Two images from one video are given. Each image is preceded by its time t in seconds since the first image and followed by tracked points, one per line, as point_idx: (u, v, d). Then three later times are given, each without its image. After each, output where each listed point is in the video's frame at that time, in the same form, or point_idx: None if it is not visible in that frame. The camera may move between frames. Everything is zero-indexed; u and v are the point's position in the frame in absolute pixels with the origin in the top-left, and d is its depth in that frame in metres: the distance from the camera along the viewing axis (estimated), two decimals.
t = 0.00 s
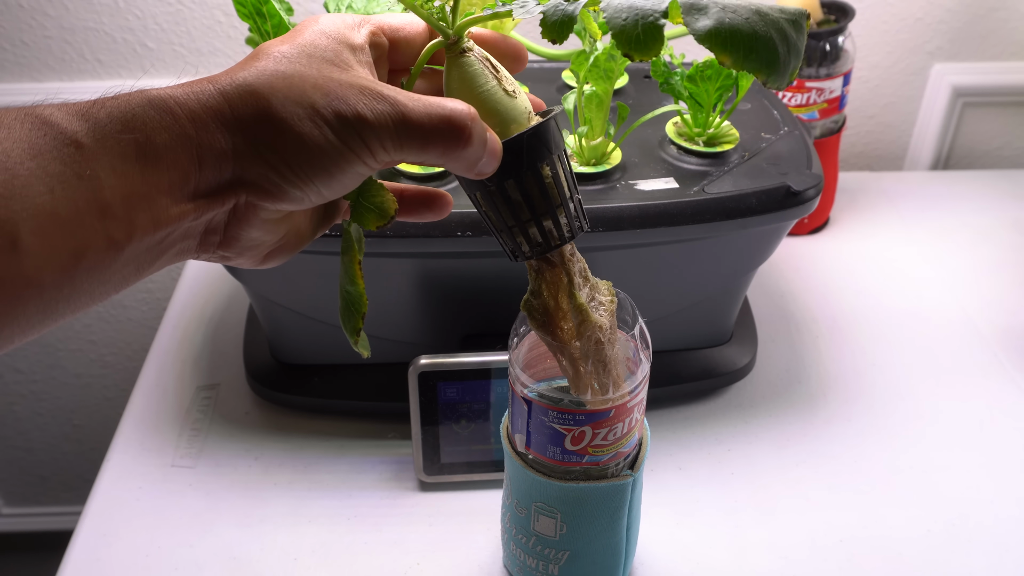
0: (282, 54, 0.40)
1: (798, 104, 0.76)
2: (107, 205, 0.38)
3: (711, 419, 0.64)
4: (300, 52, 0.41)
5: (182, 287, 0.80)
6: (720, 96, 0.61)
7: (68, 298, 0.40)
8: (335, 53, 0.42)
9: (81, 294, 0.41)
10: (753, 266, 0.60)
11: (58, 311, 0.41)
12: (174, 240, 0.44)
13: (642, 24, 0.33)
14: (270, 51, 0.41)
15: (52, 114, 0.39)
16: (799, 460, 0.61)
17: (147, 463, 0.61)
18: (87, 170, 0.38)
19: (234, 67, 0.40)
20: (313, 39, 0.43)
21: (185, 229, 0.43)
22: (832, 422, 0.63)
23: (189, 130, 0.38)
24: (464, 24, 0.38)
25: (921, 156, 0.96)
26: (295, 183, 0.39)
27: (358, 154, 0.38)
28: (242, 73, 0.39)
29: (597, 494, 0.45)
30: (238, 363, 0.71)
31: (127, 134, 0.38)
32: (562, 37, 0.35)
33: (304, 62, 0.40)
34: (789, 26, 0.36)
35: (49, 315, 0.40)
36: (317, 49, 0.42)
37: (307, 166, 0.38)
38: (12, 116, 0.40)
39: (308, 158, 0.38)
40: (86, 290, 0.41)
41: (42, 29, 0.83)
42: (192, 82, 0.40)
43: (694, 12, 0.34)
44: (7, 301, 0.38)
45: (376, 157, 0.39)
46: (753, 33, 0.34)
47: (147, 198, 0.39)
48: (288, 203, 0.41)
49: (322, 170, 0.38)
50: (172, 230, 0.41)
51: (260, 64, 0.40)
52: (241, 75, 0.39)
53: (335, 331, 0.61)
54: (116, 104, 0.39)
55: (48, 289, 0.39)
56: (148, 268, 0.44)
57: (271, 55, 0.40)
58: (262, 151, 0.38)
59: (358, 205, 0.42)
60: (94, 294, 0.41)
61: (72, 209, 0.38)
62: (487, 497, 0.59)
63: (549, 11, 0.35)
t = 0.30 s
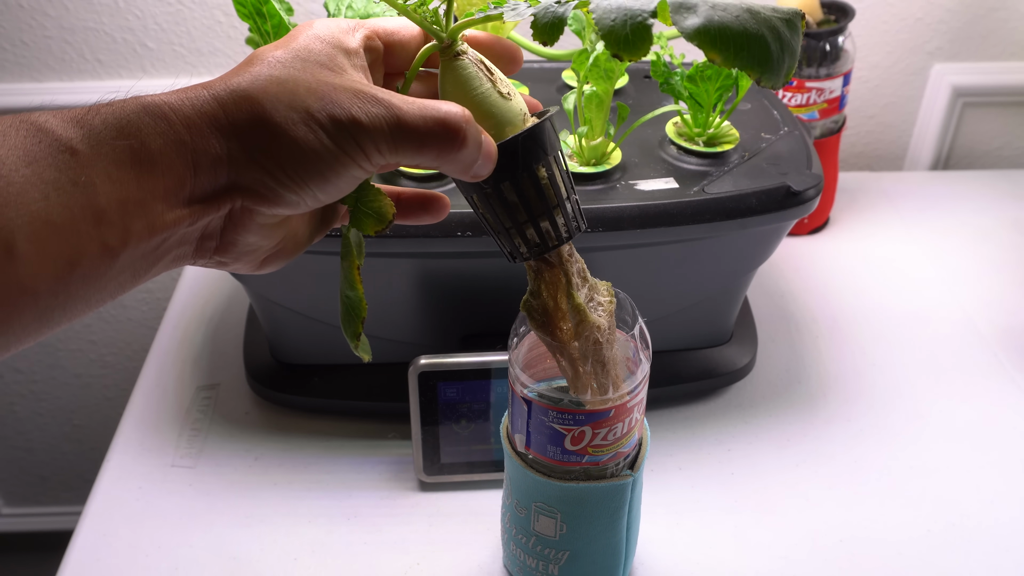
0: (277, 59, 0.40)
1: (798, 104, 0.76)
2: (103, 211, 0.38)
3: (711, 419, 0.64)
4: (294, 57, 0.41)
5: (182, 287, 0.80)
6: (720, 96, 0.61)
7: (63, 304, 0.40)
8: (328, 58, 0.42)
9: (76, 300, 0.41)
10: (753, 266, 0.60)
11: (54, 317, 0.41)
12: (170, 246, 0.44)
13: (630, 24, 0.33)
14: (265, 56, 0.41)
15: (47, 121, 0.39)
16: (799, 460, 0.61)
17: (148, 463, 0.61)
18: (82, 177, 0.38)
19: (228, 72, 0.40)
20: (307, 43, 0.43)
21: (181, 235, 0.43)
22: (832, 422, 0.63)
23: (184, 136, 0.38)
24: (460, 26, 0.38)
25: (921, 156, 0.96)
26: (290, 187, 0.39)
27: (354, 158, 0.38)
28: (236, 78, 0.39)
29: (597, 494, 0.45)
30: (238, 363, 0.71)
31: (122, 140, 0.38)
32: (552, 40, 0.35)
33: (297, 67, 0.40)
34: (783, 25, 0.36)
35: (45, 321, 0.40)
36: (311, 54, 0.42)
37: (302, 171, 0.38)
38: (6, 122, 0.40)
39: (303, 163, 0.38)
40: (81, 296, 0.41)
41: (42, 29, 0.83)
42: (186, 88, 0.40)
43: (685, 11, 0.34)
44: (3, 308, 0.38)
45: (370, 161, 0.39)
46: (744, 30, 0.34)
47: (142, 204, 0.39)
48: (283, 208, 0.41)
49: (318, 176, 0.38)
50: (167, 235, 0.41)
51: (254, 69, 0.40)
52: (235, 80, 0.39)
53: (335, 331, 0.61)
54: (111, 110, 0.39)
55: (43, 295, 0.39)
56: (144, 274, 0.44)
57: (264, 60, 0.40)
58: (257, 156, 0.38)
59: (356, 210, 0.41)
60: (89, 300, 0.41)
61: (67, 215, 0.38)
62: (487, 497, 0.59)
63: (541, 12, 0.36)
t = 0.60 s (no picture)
0: (271, 64, 0.40)
1: (798, 104, 0.76)
2: (101, 216, 0.38)
3: (712, 419, 0.64)
4: (289, 60, 0.41)
5: (182, 287, 0.80)
6: (720, 96, 0.61)
7: (61, 311, 0.40)
8: (323, 61, 0.43)
9: (74, 307, 0.41)
10: (753, 266, 0.60)
11: (52, 324, 0.40)
12: (169, 252, 0.44)
13: None
14: (259, 60, 0.41)
15: (44, 127, 0.39)
16: (799, 460, 0.61)
17: (147, 464, 0.61)
18: (80, 183, 0.38)
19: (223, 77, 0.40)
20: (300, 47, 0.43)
21: (179, 240, 0.43)
22: (832, 422, 0.63)
23: (184, 141, 0.38)
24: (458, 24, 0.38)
25: (921, 156, 0.96)
26: (290, 190, 0.40)
27: (352, 159, 0.38)
28: (234, 82, 0.39)
29: (597, 494, 0.45)
30: (238, 363, 0.71)
31: (120, 146, 0.38)
32: (565, 23, 0.36)
33: (293, 71, 0.40)
34: None
35: (43, 328, 0.40)
36: (304, 58, 0.42)
37: (302, 173, 0.38)
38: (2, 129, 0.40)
39: (302, 164, 0.38)
40: (79, 302, 0.41)
41: (42, 29, 0.83)
42: (184, 94, 0.40)
43: None
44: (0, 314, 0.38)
45: (368, 161, 0.39)
46: None
47: (141, 210, 0.39)
48: (283, 210, 0.42)
49: (316, 177, 0.39)
50: (165, 240, 0.41)
51: (250, 73, 0.40)
52: (232, 85, 0.39)
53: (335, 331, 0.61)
54: (109, 116, 0.39)
55: (40, 302, 0.39)
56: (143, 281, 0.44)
57: (260, 64, 0.40)
58: (256, 159, 0.38)
59: (352, 208, 0.41)
60: (87, 306, 0.41)
61: (66, 221, 0.37)
62: (486, 497, 0.59)
63: None
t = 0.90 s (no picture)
0: (284, 60, 0.40)
1: (798, 104, 0.76)
2: (116, 216, 0.38)
3: (711, 419, 0.64)
4: (300, 56, 0.41)
5: (182, 287, 0.80)
6: (720, 96, 0.61)
7: (74, 311, 0.40)
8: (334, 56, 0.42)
9: (87, 308, 0.41)
10: (753, 266, 0.60)
11: (65, 326, 0.41)
12: (182, 252, 0.44)
13: None
14: (271, 57, 0.41)
15: (57, 126, 0.39)
16: (799, 460, 0.61)
17: (148, 464, 0.61)
18: (96, 183, 0.38)
19: (236, 75, 0.40)
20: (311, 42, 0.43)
21: (192, 239, 0.43)
22: (832, 422, 0.63)
23: (199, 140, 0.38)
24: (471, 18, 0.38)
25: (921, 156, 0.96)
26: (304, 187, 0.40)
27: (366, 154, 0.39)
28: (248, 81, 0.39)
29: (597, 494, 0.45)
30: (238, 363, 0.71)
31: (136, 145, 0.38)
32: (587, 16, 0.35)
33: (305, 66, 0.40)
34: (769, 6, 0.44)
35: (56, 330, 0.40)
36: (313, 53, 0.42)
37: (317, 171, 0.39)
38: (14, 127, 0.39)
39: (317, 162, 0.38)
40: (92, 303, 0.41)
41: (42, 29, 0.83)
42: (198, 92, 0.40)
43: None
44: (14, 315, 0.38)
45: (382, 158, 0.39)
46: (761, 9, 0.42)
47: (156, 210, 0.39)
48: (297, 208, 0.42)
49: (331, 174, 0.39)
50: (179, 239, 0.41)
51: (262, 70, 0.40)
52: (246, 83, 0.39)
53: (335, 331, 0.61)
54: (123, 116, 0.39)
55: (53, 302, 0.39)
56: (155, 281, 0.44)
57: (272, 61, 0.40)
58: (271, 157, 0.39)
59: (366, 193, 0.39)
60: (100, 307, 0.41)
61: (81, 221, 0.38)
62: (486, 497, 0.59)
63: None
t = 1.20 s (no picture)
0: (303, 58, 0.40)
1: (798, 104, 0.76)
2: (139, 217, 0.38)
3: (711, 419, 0.64)
4: (319, 54, 0.41)
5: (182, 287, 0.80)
6: (720, 96, 0.61)
7: (94, 315, 0.39)
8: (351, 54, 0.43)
9: (106, 311, 0.40)
10: (753, 266, 0.60)
11: (84, 330, 0.40)
12: (202, 253, 0.43)
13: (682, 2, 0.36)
14: (290, 55, 0.41)
15: (78, 126, 0.38)
16: (798, 460, 0.61)
17: (148, 463, 0.61)
18: (118, 183, 0.37)
19: (256, 73, 0.40)
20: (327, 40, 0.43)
21: (215, 239, 0.43)
22: (832, 422, 0.63)
23: (224, 139, 0.38)
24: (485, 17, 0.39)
25: (921, 156, 0.96)
26: (327, 185, 0.40)
27: (387, 150, 0.39)
28: (270, 79, 0.39)
29: (597, 494, 0.45)
30: (238, 363, 0.71)
31: (159, 145, 0.38)
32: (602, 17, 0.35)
33: (324, 64, 0.40)
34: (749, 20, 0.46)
35: (76, 334, 0.40)
36: (330, 51, 0.42)
37: (341, 167, 0.39)
38: (32, 128, 0.39)
39: (342, 158, 0.38)
40: (112, 306, 0.40)
41: (42, 30, 0.83)
42: (219, 91, 0.40)
43: None
44: (33, 318, 0.37)
45: (405, 153, 0.39)
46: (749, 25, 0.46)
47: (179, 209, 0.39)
48: (319, 206, 0.42)
49: (353, 171, 0.39)
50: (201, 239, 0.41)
51: (280, 68, 0.40)
52: (268, 81, 0.39)
53: (335, 331, 0.61)
54: (145, 115, 0.38)
55: (73, 305, 0.38)
56: (174, 283, 0.43)
57: (291, 59, 0.40)
58: (295, 155, 0.38)
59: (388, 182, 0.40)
60: (120, 309, 0.41)
61: (103, 222, 0.37)
62: (486, 497, 0.59)
63: None
